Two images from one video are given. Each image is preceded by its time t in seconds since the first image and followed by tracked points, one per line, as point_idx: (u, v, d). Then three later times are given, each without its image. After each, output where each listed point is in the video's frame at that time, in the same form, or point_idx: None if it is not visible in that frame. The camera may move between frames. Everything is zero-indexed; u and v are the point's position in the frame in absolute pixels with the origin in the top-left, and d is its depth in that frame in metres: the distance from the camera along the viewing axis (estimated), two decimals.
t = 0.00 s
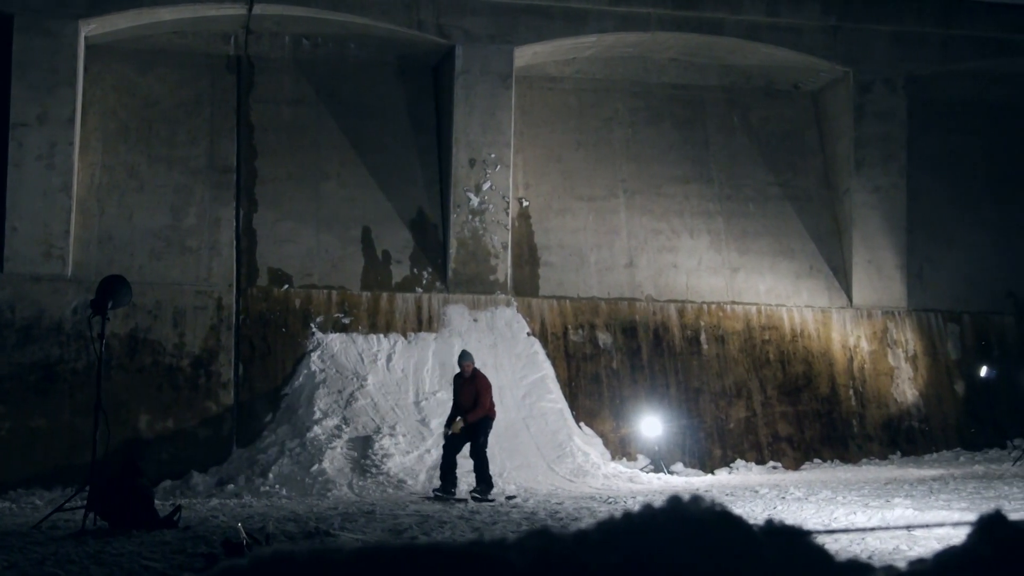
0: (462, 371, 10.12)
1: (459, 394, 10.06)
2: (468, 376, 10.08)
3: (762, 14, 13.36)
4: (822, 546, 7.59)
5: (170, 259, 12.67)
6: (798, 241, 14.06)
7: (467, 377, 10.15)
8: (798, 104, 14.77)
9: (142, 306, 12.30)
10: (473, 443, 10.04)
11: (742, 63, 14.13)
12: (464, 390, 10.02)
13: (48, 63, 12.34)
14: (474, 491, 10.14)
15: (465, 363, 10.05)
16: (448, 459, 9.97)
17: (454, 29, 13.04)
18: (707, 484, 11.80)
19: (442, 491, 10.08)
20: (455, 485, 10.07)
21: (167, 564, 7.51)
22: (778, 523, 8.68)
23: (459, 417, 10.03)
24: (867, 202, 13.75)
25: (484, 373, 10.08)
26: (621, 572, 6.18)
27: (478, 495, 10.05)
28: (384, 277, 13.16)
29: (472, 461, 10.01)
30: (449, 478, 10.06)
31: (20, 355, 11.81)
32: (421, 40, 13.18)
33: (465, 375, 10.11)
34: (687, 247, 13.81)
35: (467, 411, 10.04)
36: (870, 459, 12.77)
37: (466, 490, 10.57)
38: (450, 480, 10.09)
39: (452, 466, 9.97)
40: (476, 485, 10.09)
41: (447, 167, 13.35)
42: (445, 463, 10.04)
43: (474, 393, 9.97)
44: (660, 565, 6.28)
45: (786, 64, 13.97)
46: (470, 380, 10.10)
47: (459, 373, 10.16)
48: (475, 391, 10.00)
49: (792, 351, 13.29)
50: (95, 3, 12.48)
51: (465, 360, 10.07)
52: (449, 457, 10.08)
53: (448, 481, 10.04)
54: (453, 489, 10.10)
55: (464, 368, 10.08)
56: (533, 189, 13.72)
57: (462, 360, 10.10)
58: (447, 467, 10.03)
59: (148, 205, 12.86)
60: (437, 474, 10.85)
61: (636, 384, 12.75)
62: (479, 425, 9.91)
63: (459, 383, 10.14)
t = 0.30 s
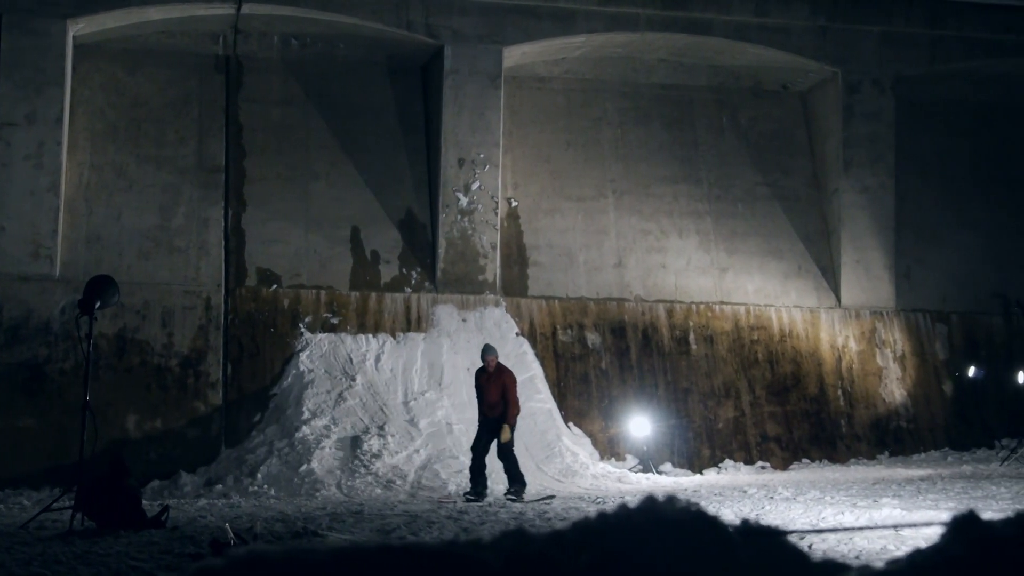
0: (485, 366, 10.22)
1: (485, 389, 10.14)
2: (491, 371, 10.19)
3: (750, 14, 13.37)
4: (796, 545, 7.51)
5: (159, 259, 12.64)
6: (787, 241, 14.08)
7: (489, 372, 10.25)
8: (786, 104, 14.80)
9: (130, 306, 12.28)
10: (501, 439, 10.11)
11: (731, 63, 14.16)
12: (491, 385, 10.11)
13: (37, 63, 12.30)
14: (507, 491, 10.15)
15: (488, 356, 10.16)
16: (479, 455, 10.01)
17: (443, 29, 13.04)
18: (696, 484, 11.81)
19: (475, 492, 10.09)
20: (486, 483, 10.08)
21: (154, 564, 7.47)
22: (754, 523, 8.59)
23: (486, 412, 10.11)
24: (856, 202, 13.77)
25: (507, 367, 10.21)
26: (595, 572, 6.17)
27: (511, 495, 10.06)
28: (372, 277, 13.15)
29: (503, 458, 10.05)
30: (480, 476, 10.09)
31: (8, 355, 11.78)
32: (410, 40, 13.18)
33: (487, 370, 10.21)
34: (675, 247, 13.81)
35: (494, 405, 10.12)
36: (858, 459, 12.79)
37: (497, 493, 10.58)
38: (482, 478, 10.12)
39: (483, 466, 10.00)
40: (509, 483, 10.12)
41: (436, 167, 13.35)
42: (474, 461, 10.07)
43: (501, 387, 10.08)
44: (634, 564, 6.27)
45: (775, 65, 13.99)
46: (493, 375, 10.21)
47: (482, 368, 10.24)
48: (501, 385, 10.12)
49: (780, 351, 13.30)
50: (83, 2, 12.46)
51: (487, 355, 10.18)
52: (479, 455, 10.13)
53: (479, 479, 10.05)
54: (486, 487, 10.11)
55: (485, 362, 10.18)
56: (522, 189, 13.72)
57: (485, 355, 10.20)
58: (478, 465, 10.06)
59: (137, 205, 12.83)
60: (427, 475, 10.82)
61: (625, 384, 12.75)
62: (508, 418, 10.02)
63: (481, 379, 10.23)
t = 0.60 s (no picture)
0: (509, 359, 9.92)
1: (512, 384, 9.84)
2: (516, 364, 9.91)
3: (739, 13, 13.39)
4: (774, 541, 7.50)
5: (147, 258, 12.62)
6: (775, 240, 14.10)
7: (511, 366, 9.96)
8: (775, 103, 14.83)
9: (118, 304, 12.25)
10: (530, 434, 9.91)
11: (719, 62, 14.17)
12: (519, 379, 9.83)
13: (25, 60, 12.25)
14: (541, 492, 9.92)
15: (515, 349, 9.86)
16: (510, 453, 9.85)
17: (432, 28, 13.04)
18: (685, 481, 11.82)
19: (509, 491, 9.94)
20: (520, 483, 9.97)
21: (141, 561, 7.43)
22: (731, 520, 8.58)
23: (514, 407, 9.82)
24: (845, 200, 13.79)
25: (530, 360, 9.98)
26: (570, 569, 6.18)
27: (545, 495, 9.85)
28: (361, 275, 13.14)
29: (534, 455, 9.80)
30: (514, 474, 9.96)
31: None
32: (398, 38, 13.17)
33: (512, 363, 9.92)
34: (664, 245, 13.82)
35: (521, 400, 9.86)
36: (846, 457, 12.81)
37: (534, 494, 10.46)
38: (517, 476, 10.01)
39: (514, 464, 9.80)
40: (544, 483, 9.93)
41: (424, 165, 13.34)
42: (505, 460, 9.90)
43: (531, 381, 9.84)
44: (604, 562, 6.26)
45: (764, 63, 14.01)
46: (517, 368, 9.93)
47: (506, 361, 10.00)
48: (530, 379, 9.87)
49: (769, 350, 13.30)
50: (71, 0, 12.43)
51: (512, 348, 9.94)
52: (510, 452, 9.90)
53: (512, 478, 9.97)
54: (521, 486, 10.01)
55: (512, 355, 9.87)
56: (511, 187, 13.72)
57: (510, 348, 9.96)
58: (510, 463, 9.94)
59: (125, 203, 12.81)
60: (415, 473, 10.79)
61: (613, 382, 12.74)
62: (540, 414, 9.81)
63: (505, 372, 9.93)
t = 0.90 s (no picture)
0: (536, 357, 9.92)
1: (540, 383, 9.88)
2: (543, 362, 9.93)
3: (728, 13, 13.40)
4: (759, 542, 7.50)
5: (135, 257, 12.60)
6: (763, 240, 14.13)
7: (538, 364, 9.98)
8: (763, 102, 14.85)
9: (106, 304, 12.23)
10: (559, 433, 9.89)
11: (708, 62, 14.19)
12: (547, 378, 9.86)
13: (13, 59, 12.22)
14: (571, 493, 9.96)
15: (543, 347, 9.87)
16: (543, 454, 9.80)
17: (420, 27, 13.04)
18: (673, 481, 11.85)
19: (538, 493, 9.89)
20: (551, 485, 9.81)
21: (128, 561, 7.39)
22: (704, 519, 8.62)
23: (542, 406, 9.86)
24: (833, 200, 13.81)
25: (558, 357, 9.99)
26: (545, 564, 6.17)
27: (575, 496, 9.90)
28: (350, 275, 13.14)
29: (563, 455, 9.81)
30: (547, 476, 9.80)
31: None
32: (387, 37, 13.17)
33: (539, 361, 9.93)
34: (652, 245, 13.84)
35: (548, 398, 9.87)
36: (834, 456, 12.83)
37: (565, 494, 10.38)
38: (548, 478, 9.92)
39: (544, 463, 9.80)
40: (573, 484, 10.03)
41: (413, 165, 13.34)
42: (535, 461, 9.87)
43: (559, 379, 9.87)
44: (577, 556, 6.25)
45: (753, 63, 14.03)
46: (544, 366, 9.94)
47: (532, 358, 9.96)
48: (557, 378, 9.90)
49: (756, 349, 13.31)
50: None
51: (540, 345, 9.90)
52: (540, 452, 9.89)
53: (544, 480, 9.80)
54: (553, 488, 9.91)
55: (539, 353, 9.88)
56: (499, 187, 13.73)
57: (535, 345, 9.94)
58: (542, 464, 9.81)
59: (113, 203, 12.78)
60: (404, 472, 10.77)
61: (602, 381, 12.73)
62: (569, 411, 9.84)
63: (532, 371, 9.95)
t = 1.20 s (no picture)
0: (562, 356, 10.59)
1: (567, 380, 10.54)
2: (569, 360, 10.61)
3: (715, 12, 13.41)
4: (744, 543, 7.49)
5: (122, 256, 12.57)
6: (750, 240, 14.15)
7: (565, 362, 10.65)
8: (751, 102, 14.88)
9: (93, 303, 12.20)
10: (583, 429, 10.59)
11: (695, 62, 14.20)
12: (573, 376, 10.53)
13: None
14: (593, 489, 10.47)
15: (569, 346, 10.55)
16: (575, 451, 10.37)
17: (408, 26, 13.03)
18: (660, 480, 11.84)
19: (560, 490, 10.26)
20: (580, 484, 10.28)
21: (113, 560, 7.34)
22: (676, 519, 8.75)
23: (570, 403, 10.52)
24: (821, 200, 13.83)
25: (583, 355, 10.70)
26: (515, 554, 6.17)
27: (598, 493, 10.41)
28: (337, 274, 13.14)
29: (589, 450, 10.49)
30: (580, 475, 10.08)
31: None
32: (374, 37, 13.16)
33: (566, 359, 10.58)
34: (640, 244, 13.85)
35: (575, 395, 10.55)
36: (821, 456, 12.86)
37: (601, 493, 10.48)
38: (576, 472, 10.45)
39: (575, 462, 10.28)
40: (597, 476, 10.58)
41: (400, 164, 13.33)
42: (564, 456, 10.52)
43: (586, 378, 10.55)
44: (546, 544, 6.23)
45: (740, 63, 14.04)
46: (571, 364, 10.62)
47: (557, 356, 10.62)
48: (583, 376, 10.53)
49: (744, 349, 13.32)
50: None
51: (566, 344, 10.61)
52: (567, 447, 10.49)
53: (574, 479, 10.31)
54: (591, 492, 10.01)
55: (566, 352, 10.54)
56: (486, 186, 13.73)
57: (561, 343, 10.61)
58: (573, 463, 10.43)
59: (100, 202, 12.75)
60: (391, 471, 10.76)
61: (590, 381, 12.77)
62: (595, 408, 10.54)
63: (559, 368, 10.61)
